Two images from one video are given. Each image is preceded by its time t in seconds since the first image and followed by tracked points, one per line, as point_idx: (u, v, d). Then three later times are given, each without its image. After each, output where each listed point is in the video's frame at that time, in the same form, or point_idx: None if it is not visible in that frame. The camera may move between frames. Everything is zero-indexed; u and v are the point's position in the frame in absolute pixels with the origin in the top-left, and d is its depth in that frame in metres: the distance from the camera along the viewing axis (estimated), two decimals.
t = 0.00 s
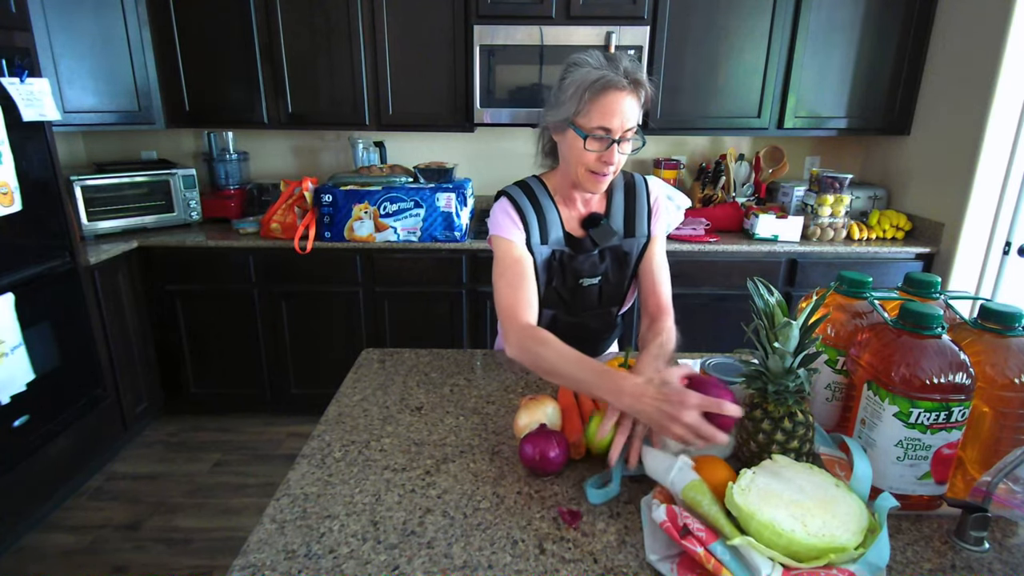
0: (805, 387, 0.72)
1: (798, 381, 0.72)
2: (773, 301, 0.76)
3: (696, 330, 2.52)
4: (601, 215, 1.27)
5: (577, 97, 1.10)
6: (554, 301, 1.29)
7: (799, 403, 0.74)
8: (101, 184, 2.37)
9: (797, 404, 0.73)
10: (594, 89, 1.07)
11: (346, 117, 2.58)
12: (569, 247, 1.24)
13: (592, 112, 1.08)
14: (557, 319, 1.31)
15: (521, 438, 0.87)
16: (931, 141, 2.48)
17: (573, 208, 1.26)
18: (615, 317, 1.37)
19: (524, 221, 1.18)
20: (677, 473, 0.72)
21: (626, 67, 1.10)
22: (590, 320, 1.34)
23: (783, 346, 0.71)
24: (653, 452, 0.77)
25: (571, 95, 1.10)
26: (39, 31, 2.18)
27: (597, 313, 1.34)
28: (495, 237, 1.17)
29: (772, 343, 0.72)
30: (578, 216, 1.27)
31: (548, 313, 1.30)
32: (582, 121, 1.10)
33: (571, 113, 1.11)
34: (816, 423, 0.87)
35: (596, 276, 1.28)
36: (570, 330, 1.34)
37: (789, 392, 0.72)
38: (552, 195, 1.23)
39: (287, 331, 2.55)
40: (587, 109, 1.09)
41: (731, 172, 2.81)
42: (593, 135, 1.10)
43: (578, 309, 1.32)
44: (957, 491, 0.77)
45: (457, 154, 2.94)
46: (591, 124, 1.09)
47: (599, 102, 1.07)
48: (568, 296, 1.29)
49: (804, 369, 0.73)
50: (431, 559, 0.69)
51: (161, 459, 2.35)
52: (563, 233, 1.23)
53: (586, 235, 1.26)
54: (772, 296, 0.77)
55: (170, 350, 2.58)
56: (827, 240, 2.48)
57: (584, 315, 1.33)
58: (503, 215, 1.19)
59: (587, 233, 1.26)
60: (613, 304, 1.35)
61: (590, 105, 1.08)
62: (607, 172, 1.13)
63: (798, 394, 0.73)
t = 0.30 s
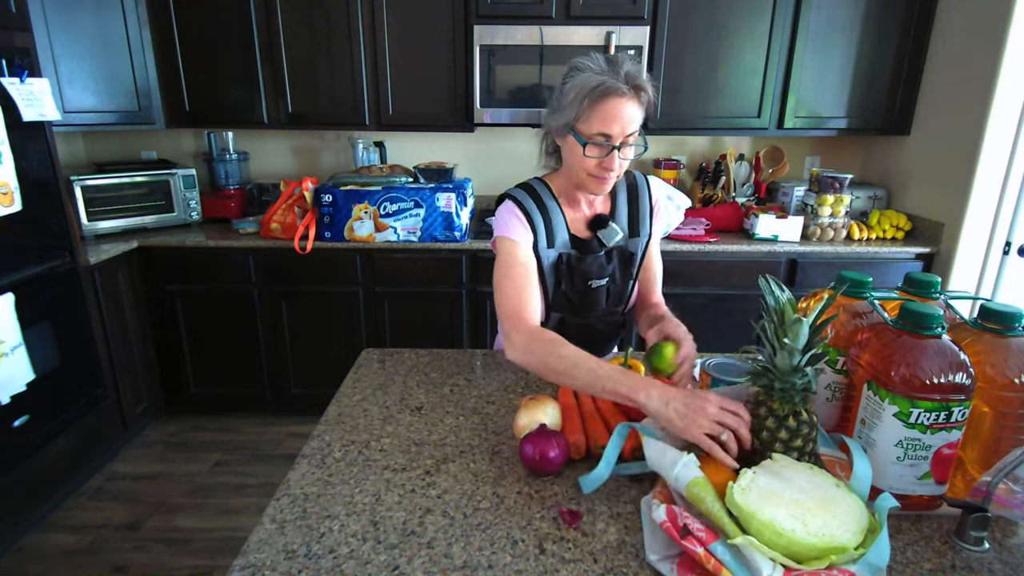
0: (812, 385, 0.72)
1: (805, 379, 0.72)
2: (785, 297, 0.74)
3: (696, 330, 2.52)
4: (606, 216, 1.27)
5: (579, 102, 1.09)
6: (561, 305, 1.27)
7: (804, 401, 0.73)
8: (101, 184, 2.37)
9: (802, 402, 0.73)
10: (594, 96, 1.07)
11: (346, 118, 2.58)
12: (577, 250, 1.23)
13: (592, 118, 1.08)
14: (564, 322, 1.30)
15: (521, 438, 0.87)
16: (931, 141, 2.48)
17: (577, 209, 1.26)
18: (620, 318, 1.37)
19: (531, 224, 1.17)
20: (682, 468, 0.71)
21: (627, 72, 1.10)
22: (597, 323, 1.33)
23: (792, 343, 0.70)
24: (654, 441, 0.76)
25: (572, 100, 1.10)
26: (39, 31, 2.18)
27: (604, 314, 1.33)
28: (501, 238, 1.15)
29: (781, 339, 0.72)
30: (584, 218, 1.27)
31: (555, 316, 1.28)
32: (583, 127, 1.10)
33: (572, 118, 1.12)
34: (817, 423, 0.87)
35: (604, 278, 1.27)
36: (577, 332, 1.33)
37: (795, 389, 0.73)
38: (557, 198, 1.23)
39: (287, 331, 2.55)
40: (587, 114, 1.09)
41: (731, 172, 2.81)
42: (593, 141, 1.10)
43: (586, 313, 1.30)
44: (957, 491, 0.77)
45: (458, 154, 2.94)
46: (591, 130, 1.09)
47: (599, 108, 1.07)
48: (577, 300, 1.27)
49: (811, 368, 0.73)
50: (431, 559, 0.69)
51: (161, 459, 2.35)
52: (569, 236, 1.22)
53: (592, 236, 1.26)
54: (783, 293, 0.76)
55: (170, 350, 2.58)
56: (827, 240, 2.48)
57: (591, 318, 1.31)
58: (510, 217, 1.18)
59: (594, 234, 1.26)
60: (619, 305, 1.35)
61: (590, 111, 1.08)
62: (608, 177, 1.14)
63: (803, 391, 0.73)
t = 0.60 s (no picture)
0: (804, 386, 0.73)
1: (797, 380, 0.73)
2: (772, 301, 0.77)
3: (697, 330, 2.52)
4: (602, 216, 1.27)
5: (576, 100, 1.09)
6: (555, 303, 1.29)
7: (799, 402, 0.74)
8: (101, 184, 2.37)
9: (797, 404, 0.74)
10: (591, 93, 1.07)
11: (346, 118, 2.58)
12: (570, 248, 1.24)
13: (589, 115, 1.08)
14: (559, 320, 1.32)
15: (521, 438, 0.88)
16: (931, 141, 2.48)
17: (574, 207, 1.27)
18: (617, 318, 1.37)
19: (525, 223, 1.18)
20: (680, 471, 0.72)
21: (625, 70, 1.10)
22: (592, 322, 1.33)
23: (782, 346, 0.72)
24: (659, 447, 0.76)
25: (570, 97, 1.10)
26: (39, 31, 2.18)
27: (600, 313, 1.33)
28: (498, 242, 1.17)
29: (770, 342, 0.73)
30: (580, 216, 1.27)
31: (549, 314, 1.30)
32: (580, 125, 1.10)
33: (569, 116, 1.12)
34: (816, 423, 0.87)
35: (597, 277, 1.27)
36: (572, 331, 1.34)
37: (788, 391, 0.73)
38: (553, 196, 1.24)
39: (287, 331, 2.55)
40: (584, 112, 1.09)
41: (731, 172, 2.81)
42: (590, 139, 1.10)
43: (580, 311, 1.32)
44: (957, 491, 0.77)
45: (457, 154, 2.94)
46: (589, 127, 1.09)
47: (596, 106, 1.07)
48: (570, 297, 1.29)
49: (803, 369, 0.73)
50: (431, 559, 0.69)
51: (161, 459, 2.35)
52: (564, 235, 1.23)
53: (587, 235, 1.26)
54: (771, 296, 0.78)
55: (170, 350, 2.58)
56: (827, 240, 2.48)
57: (586, 316, 1.33)
58: (504, 219, 1.19)
59: (588, 234, 1.26)
60: (615, 304, 1.35)
61: (586, 108, 1.08)
62: (606, 175, 1.14)
63: (796, 393, 0.73)
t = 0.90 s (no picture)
0: (805, 387, 0.72)
1: (799, 381, 0.72)
2: (773, 302, 0.76)
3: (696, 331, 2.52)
4: (598, 218, 1.27)
5: (569, 102, 1.10)
6: (554, 305, 1.30)
7: (799, 403, 0.74)
8: (101, 184, 2.37)
9: (797, 405, 0.73)
10: (584, 95, 1.07)
11: (346, 118, 2.58)
12: (568, 250, 1.24)
13: (582, 118, 1.08)
14: (558, 322, 1.33)
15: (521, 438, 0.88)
16: (931, 141, 2.48)
17: (572, 209, 1.27)
18: (616, 320, 1.37)
19: (523, 226, 1.18)
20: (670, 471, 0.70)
21: (619, 71, 1.10)
22: (590, 323, 1.34)
23: (784, 347, 0.71)
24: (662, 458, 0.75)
25: (563, 100, 1.11)
26: (39, 31, 2.18)
27: (599, 316, 1.34)
28: (499, 245, 1.17)
29: (773, 343, 0.72)
30: (578, 218, 1.27)
31: (548, 316, 1.31)
32: (574, 127, 1.10)
33: (562, 118, 1.12)
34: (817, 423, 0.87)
35: (595, 280, 1.28)
36: (571, 334, 1.35)
37: (789, 392, 0.73)
38: (551, 197, 1.24)
39: (287, 331, 2.55)
40: (577, 114, 1.09)
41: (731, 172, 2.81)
42: (583, 141, 1.10)
43: (578, 313, 1.32)
44: (957, 491, 0.77)
45: (457, 154, 2.94)
46: (582, 130, 1.09)
47: (590, 108, 1.07)
48: (568, 299, 1.30)
49: (804, 369, 0.73)
50: (431, 559, 0.69)
51: (161, 459, 2.35)
52: (562, 237, 1.23)
53: (583, 238, 1.26)
54: (772, 297, 0.78)
55: (170, 350, 2.58)
56: (827, 240, 2.48)
57: (584, 319, 1.33)
58: (502, 222, 1.18)
59: (585, 236, 1.26)
60: (613, 306, 1.35)
61: (580, 111, 1.08)
62: (601, 177, 1.13)
63: (798, 394, 0.73)
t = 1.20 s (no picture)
0: (804, 393, 0.72)
1: (797, 387, 0.72)
2: (772, 304, 0.74)
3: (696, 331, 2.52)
4: (599, 217, 1.27)
5: (566, 117, 1.10)
6: (553, 304, 1.30)
7: (797, 408, 0.74)
8: (101, 184, 2.37)
9: (795, 409, 0.74)
10: (577, 112, 1.08)
11: (346, 118, 2.58)
12: (568, 249, 1.24)
13: (575, 134, 1.09)
14: (557, 321, 1.32)
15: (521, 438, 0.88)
16: (931, 141, 2.48)
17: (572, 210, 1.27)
18: (616, 320, 1.37)
19: (523, 223, 1.19)
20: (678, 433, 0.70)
21: (619, 86, 1.08)
22: (590, 323, 1.34)
23: (782, 352, 0.71)
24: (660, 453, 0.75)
25: (560, 112, 1.11)
26: (39, 31, 2.18)
27: (598, 315, 1.34)
28: (498, 241, 1.17)
29: (770, 348, 0.72)
30: (579, 218, 1.27)
31: (548, 315, 1.31)
32: (566, 141, 1.12)
33: (558, 129, 1.13)
34: (817, 423, 0.87)
35: (594, 279, 1.28)
36: (571, 334, 1.34)
37: (787, 398, 0.73)
38: (552, 197, 1.24)
39: (287, 331, 2.55)
40: (570, 129, 1.10)
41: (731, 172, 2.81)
42: (573, 157, 1.12)
43: (577, 312, 1.32)
44: (957, 491, 0.77)
45: (457, 154, 2.94)
46: (574, 146, 1.10)
47: (582, 126, 1.08)
48: (568, 299, 1.29)
49: (802, 375, 0.73)
50: (431, 559, 0.69)
51: (161, 459, 2.35)
52: (562, 235, 1.23)
53: (583, 237, 1.26)
54: (770, 300, 0.75)
55: (170, 350, 2.58)
56: (827, 240, 2.48)
57: (584, 318, 1.33)
58: (502, 218, 1.19)
59: (585, 235, 1.26)
60: (614, 305, 1.35)
61: (572, 127, 1.09)
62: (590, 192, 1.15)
63: (796, 399, 0.73)
